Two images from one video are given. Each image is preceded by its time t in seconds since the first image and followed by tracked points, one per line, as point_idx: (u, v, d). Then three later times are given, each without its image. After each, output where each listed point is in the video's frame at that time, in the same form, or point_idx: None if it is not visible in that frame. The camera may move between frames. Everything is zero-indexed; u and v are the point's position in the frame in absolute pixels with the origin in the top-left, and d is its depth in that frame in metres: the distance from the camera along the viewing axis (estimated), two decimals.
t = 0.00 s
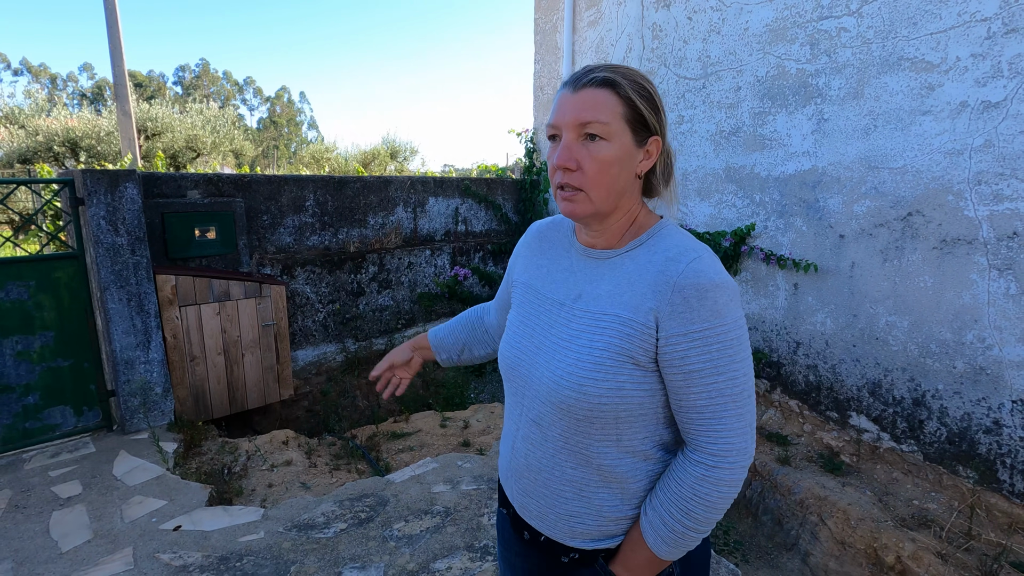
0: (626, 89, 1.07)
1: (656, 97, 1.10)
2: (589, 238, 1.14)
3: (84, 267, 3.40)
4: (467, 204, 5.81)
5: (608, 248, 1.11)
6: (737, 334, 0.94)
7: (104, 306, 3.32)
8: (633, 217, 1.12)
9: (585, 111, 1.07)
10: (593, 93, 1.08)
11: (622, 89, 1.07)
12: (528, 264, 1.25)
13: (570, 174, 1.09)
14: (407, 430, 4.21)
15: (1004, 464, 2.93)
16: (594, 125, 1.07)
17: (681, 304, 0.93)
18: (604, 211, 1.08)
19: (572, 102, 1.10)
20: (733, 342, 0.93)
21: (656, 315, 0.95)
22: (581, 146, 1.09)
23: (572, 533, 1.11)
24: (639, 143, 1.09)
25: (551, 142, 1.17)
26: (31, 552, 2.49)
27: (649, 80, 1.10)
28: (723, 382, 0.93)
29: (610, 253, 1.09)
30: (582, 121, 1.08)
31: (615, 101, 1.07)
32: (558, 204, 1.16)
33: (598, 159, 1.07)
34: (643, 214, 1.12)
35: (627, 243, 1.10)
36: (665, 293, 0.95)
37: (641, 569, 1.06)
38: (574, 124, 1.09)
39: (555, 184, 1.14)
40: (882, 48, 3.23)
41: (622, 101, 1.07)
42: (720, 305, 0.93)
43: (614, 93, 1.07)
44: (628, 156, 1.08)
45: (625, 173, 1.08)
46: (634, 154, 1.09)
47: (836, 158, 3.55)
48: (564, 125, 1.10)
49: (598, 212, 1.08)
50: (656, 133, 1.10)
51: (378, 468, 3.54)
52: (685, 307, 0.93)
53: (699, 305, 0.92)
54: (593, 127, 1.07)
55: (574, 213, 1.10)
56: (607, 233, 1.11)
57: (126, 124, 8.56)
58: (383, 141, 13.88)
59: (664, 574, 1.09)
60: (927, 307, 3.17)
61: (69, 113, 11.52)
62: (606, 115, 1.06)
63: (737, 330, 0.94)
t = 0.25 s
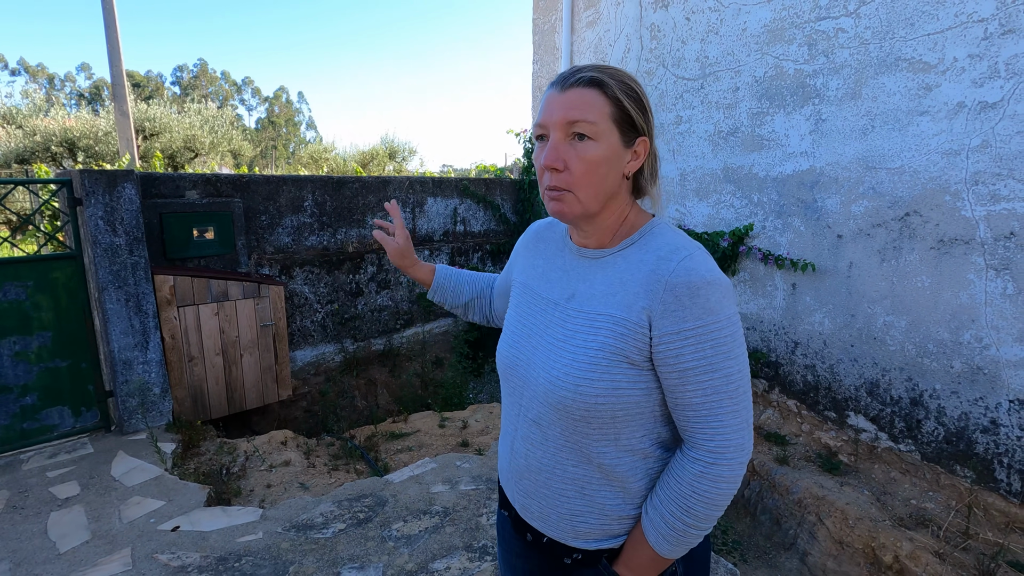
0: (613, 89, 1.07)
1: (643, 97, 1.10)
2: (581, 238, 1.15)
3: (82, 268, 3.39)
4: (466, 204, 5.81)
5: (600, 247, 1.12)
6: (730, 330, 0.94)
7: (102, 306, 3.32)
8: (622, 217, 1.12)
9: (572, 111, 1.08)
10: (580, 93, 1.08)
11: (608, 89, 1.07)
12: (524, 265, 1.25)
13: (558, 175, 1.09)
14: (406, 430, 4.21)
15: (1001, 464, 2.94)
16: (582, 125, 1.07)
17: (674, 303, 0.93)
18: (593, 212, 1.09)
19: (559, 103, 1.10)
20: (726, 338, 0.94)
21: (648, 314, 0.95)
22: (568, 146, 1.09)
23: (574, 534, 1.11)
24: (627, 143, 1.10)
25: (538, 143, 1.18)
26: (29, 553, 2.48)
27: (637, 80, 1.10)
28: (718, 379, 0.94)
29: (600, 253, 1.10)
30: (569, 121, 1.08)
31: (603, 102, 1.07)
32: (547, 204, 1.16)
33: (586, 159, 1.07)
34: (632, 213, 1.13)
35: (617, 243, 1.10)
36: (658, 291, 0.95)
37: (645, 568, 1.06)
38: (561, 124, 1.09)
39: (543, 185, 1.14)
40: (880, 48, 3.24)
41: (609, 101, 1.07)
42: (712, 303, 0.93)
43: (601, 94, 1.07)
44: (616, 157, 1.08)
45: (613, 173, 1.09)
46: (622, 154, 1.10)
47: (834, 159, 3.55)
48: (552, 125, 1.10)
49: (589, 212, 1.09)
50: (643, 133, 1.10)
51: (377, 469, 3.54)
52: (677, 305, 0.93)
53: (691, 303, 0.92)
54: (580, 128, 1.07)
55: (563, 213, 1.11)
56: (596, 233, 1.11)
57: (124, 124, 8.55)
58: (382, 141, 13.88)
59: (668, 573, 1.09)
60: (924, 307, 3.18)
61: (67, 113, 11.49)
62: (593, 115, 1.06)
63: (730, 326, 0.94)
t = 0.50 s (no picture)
0: (619, 89, 1.07)
1: (649, 98, 1.10)
2: (584, 239, 1.15)
3: (82, 267, 3.40)
4: (466, 204, 5.81)
5: (602, 247, 1.12)
6: (729, 331, 0.94)
7: (102, 305, 3.32)
8: (627, 217, 1.12)
9: (577, 110, 1.08)
10: (586, 92, 1.08)
11: (615, 89, 1.07)
12: (524, 266, 1.25)
13: (563, 173, 1.09)
14: (406, 429, 4.21)
15: (1001, 463, 2.94)
16: (587, 124, 1.07)
17: (673, 303, 0.93)
18: (597, 211, 1.09)
19: (565, 101, 1.10)
20: (725, 339, 0.94)
21: (648, 313, 0.95)
22: (573, 146, 1.09)
23: (572, 535, 1.11)
24: (632, 143, 1.10)
25: (544, 142, 1.18)
26: (30, 552, 2.48)
27: (643, 80, 1.10)
28: (717, 380, 0.94)
29: (603, 253, 1.10)
30: (575, 120, 1.08)
31: (609, 101, 1.07)
32: (551, 204, 1.16)
33: (591, 158, 1.07)
34: (637, 214, 1.13)
35: (620, 243, 1.11)
36: (657, 291, 0.95)
37: (642, 570, 1.06)
38: (567, 123, 1.09)
39: (549, 184, 1.14)
40: (880, 48, 3.24)
41: (615, 101, 1.07)
42: (712, 303, 0.93)
43: (607, 93, 1.07)
44: (621, 156, 1.08)
45: (618, 173, 1.09)
46: (628, 154, 1.10)
47: (834, 158, 3.55)
48: (557, 124, 1.11)
49: (592, 212, 1.09)
50: (649, 133, 1.10)
51: (377, 468, 3.54)
52: (677, 305, 0.93)
53: (690, 303, 0.92)
54: (586, 127, 1.07)
55: (567, 213, 1.11)
56: (600, 233, 1.12)
57: (124, 124, 8.55)
58: (382, 141, 13.88)
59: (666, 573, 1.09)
60: (924, 306, 3.18)
61: (67, 113, 11.49)
62: (599, 115, 1.06)
63: (730, 327, 0.94)
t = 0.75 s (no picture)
0: (634, 89, 1.09)
1: (660, 103, 1.13)
2: (586, 238, 1.15)
3: (84, 269, 3.40)
4: (467, 206, 5.81)
5: (605, 247, 1.13)
6: (731, 328, 0.95)
7: (104, 307, 3.33)
8: (630, 218, 1.13)
9: (592, 106, 1.09)
10: (602, 90, 1.09)
11: (629, 89, 1.09)
12: (518, 269, 1.24)
13: (574, 168, 1.09)
14: (407, 431, 4.21)
15: (1003, 465, 2.93)
16: (601, 120, 1.08)
17: (677, 299, 0.94)
18: (604, 209, 1.09)
19: (581, 97, 1.11)
20: (727, 336, 0.94)
21: (652, 311, 0.96)
22: (585, 141, 1.09)
23: (577, 537, 1.11)
24: (642, 145, 1.11)
25: (553, 137, 1.18)
26: (31, 554, 2.49)
27: (655, 86, 1.13)
28: (719, 376, 0.94)
29: (606, 252, 1.10)
30: (589, 115, 1.09)
31: (623, 100, 1.08)
32: (556, 200, 1.16)
33: (602, 155, 1.08)
34: (640, 215, 1.14)
35: (623, 242, 1.11)
36: (661, 288, 0.96)
37: (646, 570, 1.06)
38: (581, 119, 1.10)
39: (556, 179, 1.14)
40: (881, 50, 3.24)
41: (629, 101, 1.09)
42: (714, 300, 0.94)
43: (622, 93, 1.09)
44: (630, 156, 1.10)
45: (626, 173, 1.10)
46: (636, 154, 1.11)
47: (835, 160, 3.56)
48: (570, 119, 1.11)
49: (599, 209, 1.09)
50: (657, 137, 1.12)
51: (378, 469, 3.54)
52: (680, 301, 0.94)
53: (694, 300, 0.93)
54: (600, 123, 1.08)
55: (574, 208, 1.10)
56: (604, 231, 1.12)
57: (126, 126, 8.57)
58: (384, 142, 13.90)
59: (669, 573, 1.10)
60: (926, 308, 3.18)
61: (69, 115, 11.53)
62: (613, 112, 1.08)
63: (731, 324, 0.95)
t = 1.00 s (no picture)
0: (635, 94, 1.11)
1: (658, 109, 1.15)
2: (584, 241, 1.16)
3: (85, 271, 3.41)
4: (468, 208, 5.82)
5: (604, 249, 1.13)
6: (736, 326, 0.98)
7: (105, 309, 3.33)
8: (627, 221, 1.14)
9: (595, 108, 1.10)
10: (605, 92, 1.10)
11: (631, 94, 1.11)
12: (514, 275, 1.23)
13: (575, 169, 1.10)
14: (407, 434, 4.21)
15: (1003, 468, 2.93)
16: (604, 122, 1.09)
17: (686, 299, 0.96)
18: (603, 210, 1.09)
19: (583, 99, 1.11)
20: (733, 333, 0.97)
21: (662, 311, 0.97)
22: (587, 142, 1.10)
23: (591, 543, 1.11)
24: (641, 148, 1.13)
25: (553, 138, 1.18)
26: (31, 556, 2.49)
27: (654, 92, 1.15)
28: (728, 373, 0.97)
29: (606, 254, 1.11)
30: (592, 117, 1.09)
31: (625, 104, 1.10)
32: (555, 201, 1.16)
33: (604, 157, 1.08)
34: (636, 218, 1.15)
35: (622, 244, 1.12)
36: (669, 288, 0.98)
37: (662, 569, 1.07)
38: (583, 120, 1.10)
39: (557, 179, 1.14)
40: (881, 53, 3.25)
41: (631, 105, 1.10)
42: (720, 299, 0.97)
43: (624, 96, 1.10)
44: (630, 159, 1.11)
45: (625, 175, 1.11)
46: (636, 158, 1.12)
47: (835, 163, 3.56)
48: (573, 120, 1.11)
49: (598, 210, 1.09)
50: (655, 142, 1.14)
51: (378, 472, 3.54)
52: (689, 301, 0.96)
53: (702, 299, 0.96)
54: (602, 125, 1.09)
55: (575, 209, 1.10)
56: (603, 234, 1.13)
57: (128, 128, 8.60)
58: (384, 145, 13.92)
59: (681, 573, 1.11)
60: (926, 311, 3.18)
61: (71, 117, 11.56)
62: (615, 115, 1.09)
63: (736, 322, 0.98)
